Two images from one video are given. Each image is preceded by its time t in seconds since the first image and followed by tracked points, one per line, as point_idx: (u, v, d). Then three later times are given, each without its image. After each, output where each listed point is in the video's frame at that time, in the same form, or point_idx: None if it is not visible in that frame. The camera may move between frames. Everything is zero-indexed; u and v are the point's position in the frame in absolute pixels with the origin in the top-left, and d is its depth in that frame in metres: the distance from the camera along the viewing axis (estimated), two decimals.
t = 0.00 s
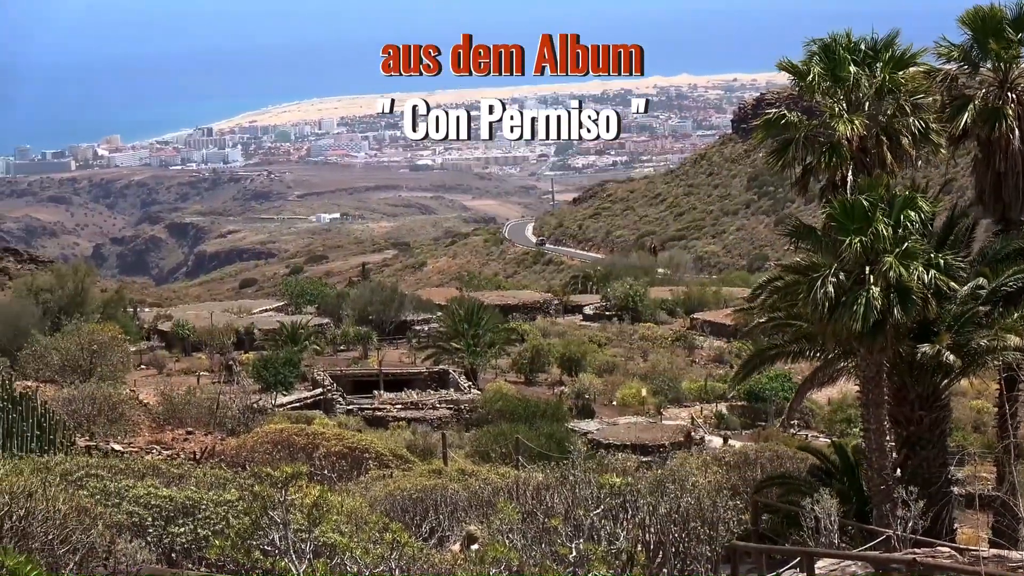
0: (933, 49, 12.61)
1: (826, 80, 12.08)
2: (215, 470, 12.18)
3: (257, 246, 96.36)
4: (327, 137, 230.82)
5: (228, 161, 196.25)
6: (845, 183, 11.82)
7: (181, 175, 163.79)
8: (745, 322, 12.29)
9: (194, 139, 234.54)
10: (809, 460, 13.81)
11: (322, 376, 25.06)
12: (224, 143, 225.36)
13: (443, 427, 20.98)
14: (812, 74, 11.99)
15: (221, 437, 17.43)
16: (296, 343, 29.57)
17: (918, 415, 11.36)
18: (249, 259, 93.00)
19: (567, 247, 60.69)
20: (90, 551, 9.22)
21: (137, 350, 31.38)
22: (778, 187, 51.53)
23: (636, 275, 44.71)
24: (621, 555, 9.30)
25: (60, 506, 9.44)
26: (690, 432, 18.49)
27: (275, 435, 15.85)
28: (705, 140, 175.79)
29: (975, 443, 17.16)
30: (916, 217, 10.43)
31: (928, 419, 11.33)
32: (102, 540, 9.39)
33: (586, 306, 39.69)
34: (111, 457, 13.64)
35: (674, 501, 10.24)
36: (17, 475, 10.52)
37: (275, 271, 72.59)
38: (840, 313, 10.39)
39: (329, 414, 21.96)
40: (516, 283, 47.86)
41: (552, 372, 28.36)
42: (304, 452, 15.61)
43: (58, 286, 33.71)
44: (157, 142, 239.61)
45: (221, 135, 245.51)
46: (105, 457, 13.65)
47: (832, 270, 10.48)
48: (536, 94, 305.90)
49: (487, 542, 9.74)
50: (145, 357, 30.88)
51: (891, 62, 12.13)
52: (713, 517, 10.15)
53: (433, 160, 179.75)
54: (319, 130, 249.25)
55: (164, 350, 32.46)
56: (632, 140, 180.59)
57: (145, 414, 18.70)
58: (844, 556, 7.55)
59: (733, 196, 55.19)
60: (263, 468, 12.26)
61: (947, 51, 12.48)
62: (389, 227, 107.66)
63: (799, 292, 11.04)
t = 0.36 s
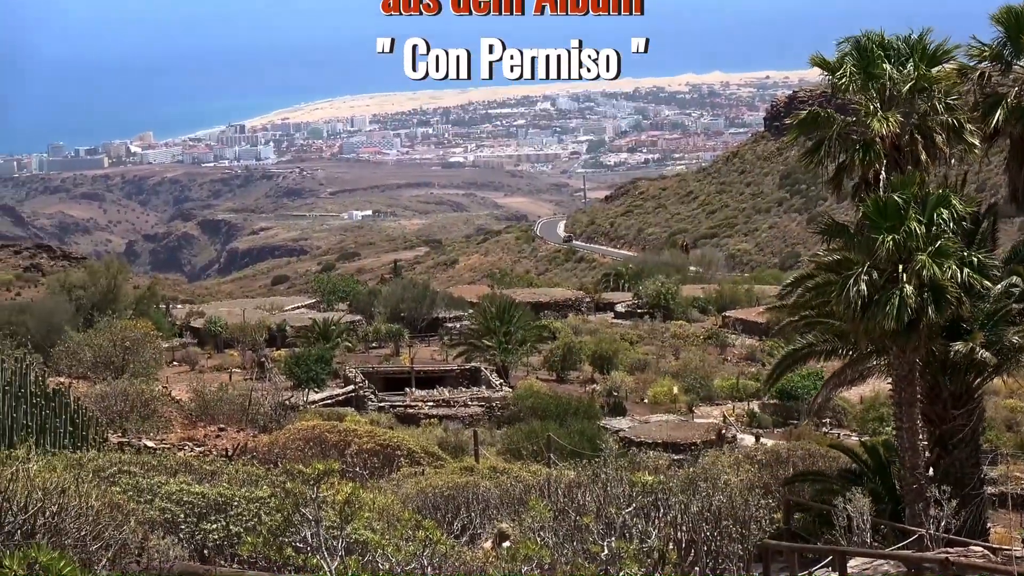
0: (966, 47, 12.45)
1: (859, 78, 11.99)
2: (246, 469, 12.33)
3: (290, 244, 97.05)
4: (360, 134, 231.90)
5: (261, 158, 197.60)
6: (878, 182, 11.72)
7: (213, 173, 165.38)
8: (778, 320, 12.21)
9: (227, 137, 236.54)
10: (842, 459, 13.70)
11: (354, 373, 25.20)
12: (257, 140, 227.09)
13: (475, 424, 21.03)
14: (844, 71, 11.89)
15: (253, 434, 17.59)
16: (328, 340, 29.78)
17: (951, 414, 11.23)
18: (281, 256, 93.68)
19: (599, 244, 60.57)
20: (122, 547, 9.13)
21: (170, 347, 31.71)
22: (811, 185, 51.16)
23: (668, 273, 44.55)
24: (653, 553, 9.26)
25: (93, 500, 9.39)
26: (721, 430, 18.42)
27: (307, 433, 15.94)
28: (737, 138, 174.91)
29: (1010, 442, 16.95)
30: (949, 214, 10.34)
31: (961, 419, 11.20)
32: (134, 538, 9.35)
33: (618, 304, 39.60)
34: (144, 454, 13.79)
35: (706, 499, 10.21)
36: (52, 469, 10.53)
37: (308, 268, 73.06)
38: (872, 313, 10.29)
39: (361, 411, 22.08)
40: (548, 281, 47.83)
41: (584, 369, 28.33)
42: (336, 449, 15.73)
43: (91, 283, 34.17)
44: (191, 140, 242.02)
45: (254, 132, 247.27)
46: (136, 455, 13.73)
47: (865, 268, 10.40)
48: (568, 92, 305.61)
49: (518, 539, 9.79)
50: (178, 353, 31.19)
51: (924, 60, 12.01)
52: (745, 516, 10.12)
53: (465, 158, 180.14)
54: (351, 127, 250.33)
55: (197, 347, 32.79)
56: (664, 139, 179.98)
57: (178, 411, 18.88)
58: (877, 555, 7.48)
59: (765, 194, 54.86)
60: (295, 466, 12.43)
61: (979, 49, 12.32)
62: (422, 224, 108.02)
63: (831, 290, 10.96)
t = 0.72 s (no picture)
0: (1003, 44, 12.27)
1: (894, 76, 11.90)
2: (280, 467, 12.11)
3: (324, 240, 97.66)
4: (394, 131, 232.94)
5: (295, 154, 199.23)
6: (913, 180, 11.60)
7: (249, 170, 166.86)
8: (812, 317, 12.17)
9: (263, 133, 238.64)
10: (877, 457, 13.61)
11: (388, 369, 25.33)
12: (292, 137, 228.81)
13: (508, 422, 21.10)
14: (879, 71, 11.81)
15: (287, 430, 17.75)
16: (362, 337, 29.98)
17: (985, 412, 11.15)
18: (316, 252, 94.39)
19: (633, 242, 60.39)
20: (156, 543, 8.57)
21: (205, 343, 32.06)
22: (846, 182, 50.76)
23: (702, 270, 44.34)
24: (686, 551, 9.30)
25: (126, 499, 8.80)
26: (755, 427, 18.35)
27: (341, 429, 16.04)
28: (772, 136, 173.91)
29: None
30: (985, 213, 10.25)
31: (995, 417, 11.09)
32: (167, 535, 8.72)
33: (652, 301, 39.49)
34: (179, 450, 13.58)
35: (739, 496, 10.20)
36: (84, 464, 9.99)
37: (342, 264, 73.54)
38: (907, 311, 10.22)
39: (395, 408, 22.20)
40: (582, 278, 47.77)
41: (618, 366, 28.30)
42: (369, 445, 15.83)
43: (125, 279, 34.68)
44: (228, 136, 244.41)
45: (289, 128, 249.09)
46: (173, 451, 13.19)
47: (900, 266, 10.32)
48: (602, 89, 305.07)
49: (552, 536, 9.80)
50: (213, 349, 31.53)
51: (960, 58, 11.88)
52: (779, 514, 10.12)
53: (499, 155, 180.38)
54: (386, 124, 251.61)
55: (232, 343, 33.15)
56: (699, 136, 179.17)
57: (212, 408, 19.08)
58: (912, 553, 7.44)
59: (800, 191, 54.46)
60: (329, 462, 12.51)
61: (1016, 46, 12.11)
62: (455, 221, 108.33)
63: (866, 289, 10.90)
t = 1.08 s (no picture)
0: None
1: (931, 73, 11.78)
2: (316, 464, 12.11)
3: (361, 236, 98.20)
4: (431, 127, 233.66)
5: (332, 151, 200.57)
6: (950, 177, 11.47)
7: (287, 166, 168.29)
8: (848, 315, 12.09)
9: (300, 129, 240.41)
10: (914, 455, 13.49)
11: (424, 365, 25.44)
12: (329, 133, 230.31)
13: (544, 418, 21.13)
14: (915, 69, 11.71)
15: (323, 426, 17.90)
16: (398, 332, 30.14)
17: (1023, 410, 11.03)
18: (353, 248, 95.00)
19: (670, 238, 60.11)
20: (193, 539, 8.22)
21: (242, 339, 32.41)
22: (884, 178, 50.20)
23: (738, 267, 44.07)
24: (723, 547, 9.31)
25: (163, 494, 8.58)
26: (792, 424, 18.25)
27: (377, 426, 16.16)
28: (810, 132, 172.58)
29: None
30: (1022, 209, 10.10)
31: None
32: (204, 530, 8.52)
33: (688, 298, 39.31)
34: (216, 446, 13.63)
35: (776, 493, 10.15)
36: (120, 460, 10.01)
37: (379, 260, 73.92)
38: (943, 308, 10.12)
39: (431, 404, 22.32)
40: (618, 274, 47.64)
41: (654, 364, 28.24)
42: (406, 441, 15.93)
43: (162, 275, 35.12)
44: (266, 132, 246.41)
45: (327, 124, 250.75)
46: (209, 447, 13.35)
47: (936, 263, 10.23)
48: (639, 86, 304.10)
49: (588, 532, 9.83)
50: (251, 345, 31.85)
51: (998, 54, 11.71)
52: (816, 511, 10.09)
53: (535, 151, 180.45)
54: (423, 121, 252.52)
55: (270, 339, 33.48)
56: (736, 133, 178.04)
57: (249, 403, 19.30)
58: (950, 551, 7.38)
59: (837, 187, 53.94)
60: (364, 458, 12.60)
61: None
62: (492, 217, 108.47)
63: (902, 286, 10.83)
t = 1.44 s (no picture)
0: None
1: (969, 70, 11.67)
2: (355, 460, 12.21)
3: (399, 232, 98.74)
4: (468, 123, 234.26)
5: (371, 146, 201.63)
6: (987, 174, 11.34)
7: (326, 162, 169.48)
8: (885, 311, 12.03)
9: (339, 125, 242.00)
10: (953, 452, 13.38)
11: (463, 361, 25.57)
12: (368, 128, 231.50)
13: (582, 413, 21.17)
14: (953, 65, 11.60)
15: (361, 422, 18.07)
16: (437, 328, 30.30)
17: None
18: (391, 244, 95.49)
19: (707, 235, 59.77)
20: (230, 534, 8.05)
21: (281, 334, 32.72)
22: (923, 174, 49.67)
23: (776, 262, 43.77)
24: (761, 543, 9.29)
25: (201, 490, 8.28)
26: (830, 421, 18.15)
27: (415, 421, 16.29)
28: (849, 127, 171.42)
29: None
30: None
31: None
32: (242, 525, 8.39)
33: (726, 294, 39.12)
34: (254, 441, 13.76)
35: (814, 490, 10.15)
36: (160, 456, 10.14)
37: (417, 256, 74.18)
38: (981, 305, 10.02)
39: (469, 400, 22.42)
40: (656, 270, 47.48)
41: (692, 360, 28.18)
42: (444, 437, 16.01)
43: (200, 269, 35.51)
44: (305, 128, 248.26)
45: (366, 120, 252.21)
46: (246, 443, 13.52)
47: (974, 260, 10.15)
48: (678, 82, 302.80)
49: (627, 528, 9.86)
50: (289, 340, 32.15)
51: None
52: (853, 507, 10.07)
53: (573, 147, 180.46)
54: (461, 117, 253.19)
55: (309, 334, 33.79)
56: (775, 130, 176.82)
57: (288, 398, 19.52)
58: (989, 546, 7.31)
59: (875, 183, 53.43)
60: (403, 453, 12.72)
61: None
62: (529, 213, 108.59)
63: (940, 282, 10.74)
